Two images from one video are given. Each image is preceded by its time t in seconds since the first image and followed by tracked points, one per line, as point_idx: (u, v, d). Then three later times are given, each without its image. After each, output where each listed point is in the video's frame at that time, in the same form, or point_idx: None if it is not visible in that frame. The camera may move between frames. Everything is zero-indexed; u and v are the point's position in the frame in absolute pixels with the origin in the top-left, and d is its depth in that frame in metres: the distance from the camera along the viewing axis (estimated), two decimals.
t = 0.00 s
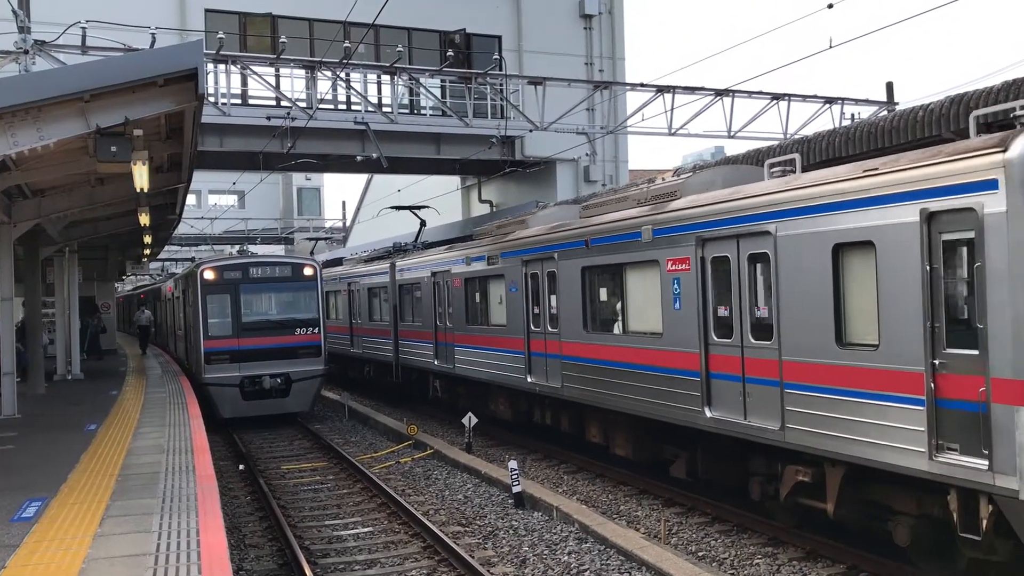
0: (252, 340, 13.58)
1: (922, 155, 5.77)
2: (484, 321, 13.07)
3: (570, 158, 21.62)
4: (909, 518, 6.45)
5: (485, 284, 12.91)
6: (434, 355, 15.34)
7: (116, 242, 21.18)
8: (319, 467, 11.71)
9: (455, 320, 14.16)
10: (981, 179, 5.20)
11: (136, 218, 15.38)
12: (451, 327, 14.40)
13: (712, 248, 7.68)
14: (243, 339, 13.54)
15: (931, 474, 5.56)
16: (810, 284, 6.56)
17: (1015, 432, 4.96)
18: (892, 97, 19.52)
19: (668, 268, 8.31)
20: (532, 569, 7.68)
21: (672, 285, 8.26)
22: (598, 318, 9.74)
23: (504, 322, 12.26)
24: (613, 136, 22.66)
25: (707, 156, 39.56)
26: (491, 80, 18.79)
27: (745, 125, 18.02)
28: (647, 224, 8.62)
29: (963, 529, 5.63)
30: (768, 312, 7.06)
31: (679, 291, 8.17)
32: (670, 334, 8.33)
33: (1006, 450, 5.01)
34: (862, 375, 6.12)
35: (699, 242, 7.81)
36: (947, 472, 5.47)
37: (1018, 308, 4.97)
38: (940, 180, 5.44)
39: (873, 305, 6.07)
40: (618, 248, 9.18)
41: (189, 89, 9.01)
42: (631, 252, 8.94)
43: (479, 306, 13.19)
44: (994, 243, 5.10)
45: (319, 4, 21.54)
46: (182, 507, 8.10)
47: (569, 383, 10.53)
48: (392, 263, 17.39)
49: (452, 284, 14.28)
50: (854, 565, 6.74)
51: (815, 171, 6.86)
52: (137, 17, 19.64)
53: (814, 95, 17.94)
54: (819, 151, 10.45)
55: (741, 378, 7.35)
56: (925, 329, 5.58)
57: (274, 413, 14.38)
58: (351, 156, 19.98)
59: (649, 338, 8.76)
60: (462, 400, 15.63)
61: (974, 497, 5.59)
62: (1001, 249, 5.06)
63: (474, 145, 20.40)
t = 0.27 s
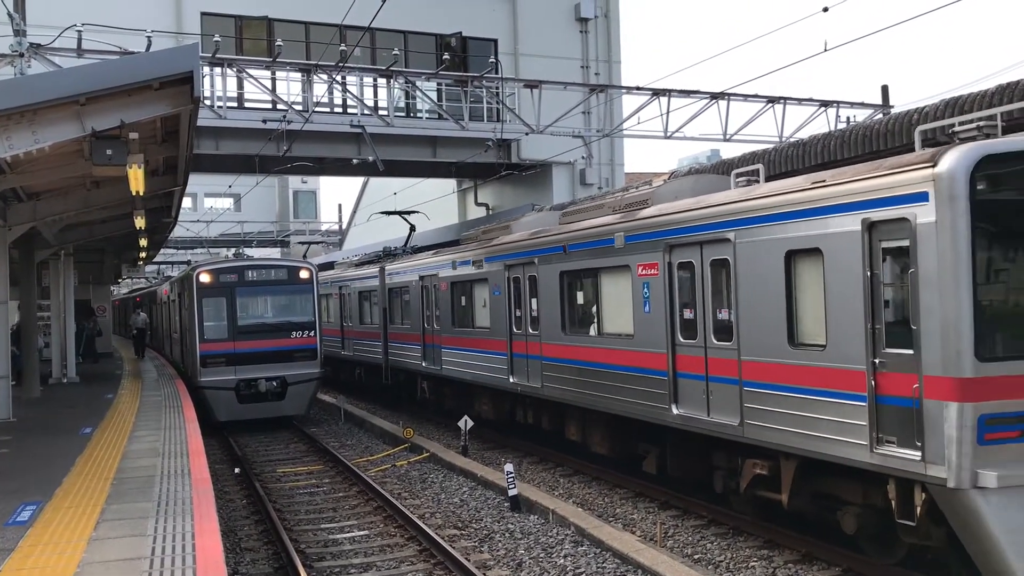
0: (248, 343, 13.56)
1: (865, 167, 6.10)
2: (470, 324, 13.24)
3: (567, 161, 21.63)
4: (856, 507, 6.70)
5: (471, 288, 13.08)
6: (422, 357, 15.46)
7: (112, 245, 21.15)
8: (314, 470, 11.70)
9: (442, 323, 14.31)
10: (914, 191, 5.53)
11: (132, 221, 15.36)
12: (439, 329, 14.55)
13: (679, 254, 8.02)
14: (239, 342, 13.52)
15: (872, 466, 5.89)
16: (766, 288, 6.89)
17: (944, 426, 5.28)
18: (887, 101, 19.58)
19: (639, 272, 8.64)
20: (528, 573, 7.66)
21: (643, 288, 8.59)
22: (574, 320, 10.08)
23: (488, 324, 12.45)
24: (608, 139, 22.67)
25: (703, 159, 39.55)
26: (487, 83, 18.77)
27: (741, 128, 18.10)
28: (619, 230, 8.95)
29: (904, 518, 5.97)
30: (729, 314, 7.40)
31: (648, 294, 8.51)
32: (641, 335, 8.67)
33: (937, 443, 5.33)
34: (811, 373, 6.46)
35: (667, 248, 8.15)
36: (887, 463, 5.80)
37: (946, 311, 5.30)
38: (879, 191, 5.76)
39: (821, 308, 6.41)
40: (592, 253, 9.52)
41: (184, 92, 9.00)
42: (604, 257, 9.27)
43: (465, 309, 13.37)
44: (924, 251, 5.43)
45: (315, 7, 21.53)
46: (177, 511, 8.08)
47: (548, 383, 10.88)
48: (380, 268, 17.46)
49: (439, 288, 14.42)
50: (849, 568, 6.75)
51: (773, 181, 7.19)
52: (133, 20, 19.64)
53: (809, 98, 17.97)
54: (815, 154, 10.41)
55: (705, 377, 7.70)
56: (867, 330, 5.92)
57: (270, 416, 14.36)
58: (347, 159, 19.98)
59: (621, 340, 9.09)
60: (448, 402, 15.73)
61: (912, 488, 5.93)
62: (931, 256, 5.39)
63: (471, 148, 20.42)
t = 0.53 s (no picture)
0: (244, 345, 13.56)
1: (817, 177, 6.41)
2: (456, 326, 13.63)
3: (564, 163, 21.65)
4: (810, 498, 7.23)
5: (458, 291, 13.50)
6: (411, 358, 15.86)
7: (108, 248, 21.12)
8: (311, 473, 11.68)
9: (430, 325, 14.72)
10: (859, 200, 5.85)
11: (128, 224, 15.35)
12: (427, 331, 14.94)
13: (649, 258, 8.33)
14: (235, 344, 13.50)
15: (823, 457, 6.23)
16: (728, 292, 7.21)
17: (887, 420, 5.61)
18: (883, 103, 19.59)
19: (613, 276, 8.95)
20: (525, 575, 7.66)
21: (616, 292, 8.91)
22: (553, 322, 10.39)
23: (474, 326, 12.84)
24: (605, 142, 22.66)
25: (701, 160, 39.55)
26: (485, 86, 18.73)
27: (737, 131, 17.88)
28: (595, 235, 9.26)
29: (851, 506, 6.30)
30: (694, 316, 7.72)
31: (622, 297, 8.83)
32: (614, 336, 8.99)
33: (880, 435, 5.66)
34: (768, 371, 6.79)
35: (638, 253, 8.47)
36: (836, 455, 6.14)
37: (887, 311, 5.63)
38: (828, 201, 6.08)
39: (778, 309, 6.73)
40: (570, 257, 9.83)
41: (181, 94, 9.00)
42: (581, 261, 9.58)
43: (452, 311, 13.76)
44: (868, 256, 5.76)
45: (312, 9, 21.53)
46: (173, 513, 8.07)
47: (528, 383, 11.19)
48: (371, 271, 17.91)
49: (427, 291, 14.81)
50: (846, 570, 6.76)
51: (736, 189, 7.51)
52: (130, 22, 19.63)
53: (805, 100, 17.99)
54: (811, 156, 10.36)
55: (673, 376, 8.03)
56: (819, 330, 6.25)
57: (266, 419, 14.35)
58: (343, 161, 19.97)
59: (596, 341, 9.41)
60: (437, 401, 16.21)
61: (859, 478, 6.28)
62: (875, 261, 5.71)
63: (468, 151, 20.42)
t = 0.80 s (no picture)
0: (243, 347, 13.57)
1: (778, 188, 6.84)
2: (445, 327, 14.06)
3: (563, 165, 21.67)
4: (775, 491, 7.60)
5: (448, 294, 13.91)
6: (403, 359, 16.19)
7: (106, 249, 21.07)
8: (309, 474, 11.68)
9: (421, 327, 15.05)
10: (814, 210, 6.28)
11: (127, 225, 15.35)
12: (417, 333, 15.28)
13: (626, 263, 8.74)
14: (234, 346, 13.51)
15: (784, 451, 6.65)
16: (697, 295, 7.64)
17: (840, 415, 6.03)
18: (882, 105, 19.57)
19: (592, 280, 9.37)
20: None
21: (595, 295, 9.32)
22: (538, 323, 10.79)
23: (463, 327, 13.24)
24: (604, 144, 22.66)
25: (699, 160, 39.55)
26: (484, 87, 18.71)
27: (736, 133, 17.78)
28: (576, 241, 9.66)
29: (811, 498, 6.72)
30: (667, 319, 8.14)
31: (601, 300, 9.24)
32: (594, 337, 9.40)
33: (835, 430, 6.08)
34: (734, 371, 7.21)
35: (616, 258, 8.88)
36: (796, 449, 6.56)
37: (840, 314, 6.05)
38: (787, 210, 6.50)
39: (742, 312, 7.15)
40: (553, 262, 10.23)
41: (180, 96, 9.01)
42: (563, 266, 9.99)
43: (442, 313, 14.15)
44: (822, 262, 6.18)
45: (311, 11, 21.54)
46: (172, 515, 8.07)
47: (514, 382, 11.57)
48: (364, 273, 18.23)
49: (418, 294, 15.14)
50: (845, 572, 6.77)
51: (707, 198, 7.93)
52: (129, 23, 19.64)
53: (804, 102, 18.02)
54: (811, 158, 10.31)
55: (649, 375, 8.45)
56: (779, 332, 6.68)
57: (265, 420, 14.35)
58: (342, 163, 19.96)
59: (578, 341, 9.81)
60: (428, 399, 16.48)
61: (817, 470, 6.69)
62: (828, 267, 6.14)
63: (467, 153, 20.43)
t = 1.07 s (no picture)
0: (244, 348, 13.58)
1: (748, 197, 7.06)
2: (438, 328, 14.43)
3: (564, 168, 21.68)
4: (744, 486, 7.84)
5: (440, 295, 14.23)
6: (398, 359, 16.57)
7: (108, 250, 21.07)
8: (309, 476, 11.67)
9: (415, 328, 15.36)
10: (779, 219, 6.49)
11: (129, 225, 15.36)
12: (411, 334, 15.63)
13: (607, 268, 8.96)
14: (235, 347, 13.51)
15: (752, 448, 6.87)
16: (673, 298, 7.86)
17: (803, 414, 6.23)
18: (884, 109, 19.58)
19: (575, 283, 9.59)
20: None
21: (578, 298, 9.55)
22: (526, 325, 11.04)
23: (454, 329, 13.60)
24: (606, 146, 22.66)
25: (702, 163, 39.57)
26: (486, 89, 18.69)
27: (738, 136, 18.23)
28: (561, 245, 9.90)
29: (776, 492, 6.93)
30: (645, 321, 8.37)
31: (583, 303, 9.47)
32: (577, 339, 9.63)
33: (797, 428, 6.29)
34: (706, 371, 7.44)
35: (597, 263, 9.11)
36: (763, 446, 6.78)
37: (803, 318, 6.25)
38: (755, 218, 6.72)
39: (714, 314, 7.37)
40: (540, 265, 10.47)
41: (182, 97, 9.00)
42: (549, 269, 10.23)
43: (434, 315, 14.49)
44: (786, 268, 6.39)
45: (313, 13, 21.56)
46: (172, 516, 8.06)
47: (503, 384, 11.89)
48: (360, 275, 18.61)
49: (412, 296, 15.50)
50: None
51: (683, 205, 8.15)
52: (132, 24, 19.66)
53: (807, 106, 18.02)
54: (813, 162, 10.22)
55: (628, 375, 8.67)
56: (748, 334, 6.90)
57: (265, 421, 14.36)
58: (344, 164, 19.96)
59: (563, 343, 10.04)
60: (421, 400, 16.77)
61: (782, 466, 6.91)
62: (791, 274, 6.35)
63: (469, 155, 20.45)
